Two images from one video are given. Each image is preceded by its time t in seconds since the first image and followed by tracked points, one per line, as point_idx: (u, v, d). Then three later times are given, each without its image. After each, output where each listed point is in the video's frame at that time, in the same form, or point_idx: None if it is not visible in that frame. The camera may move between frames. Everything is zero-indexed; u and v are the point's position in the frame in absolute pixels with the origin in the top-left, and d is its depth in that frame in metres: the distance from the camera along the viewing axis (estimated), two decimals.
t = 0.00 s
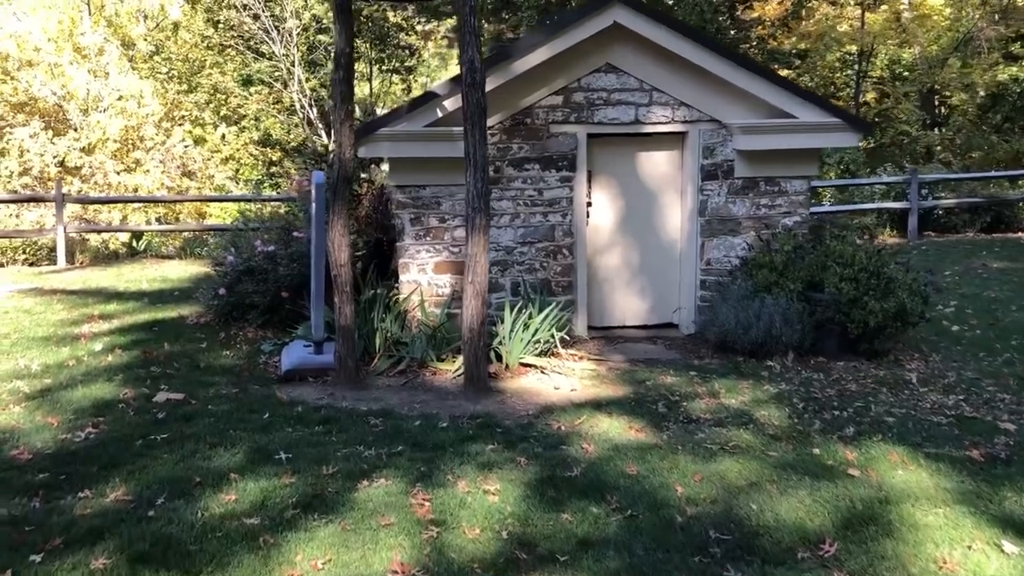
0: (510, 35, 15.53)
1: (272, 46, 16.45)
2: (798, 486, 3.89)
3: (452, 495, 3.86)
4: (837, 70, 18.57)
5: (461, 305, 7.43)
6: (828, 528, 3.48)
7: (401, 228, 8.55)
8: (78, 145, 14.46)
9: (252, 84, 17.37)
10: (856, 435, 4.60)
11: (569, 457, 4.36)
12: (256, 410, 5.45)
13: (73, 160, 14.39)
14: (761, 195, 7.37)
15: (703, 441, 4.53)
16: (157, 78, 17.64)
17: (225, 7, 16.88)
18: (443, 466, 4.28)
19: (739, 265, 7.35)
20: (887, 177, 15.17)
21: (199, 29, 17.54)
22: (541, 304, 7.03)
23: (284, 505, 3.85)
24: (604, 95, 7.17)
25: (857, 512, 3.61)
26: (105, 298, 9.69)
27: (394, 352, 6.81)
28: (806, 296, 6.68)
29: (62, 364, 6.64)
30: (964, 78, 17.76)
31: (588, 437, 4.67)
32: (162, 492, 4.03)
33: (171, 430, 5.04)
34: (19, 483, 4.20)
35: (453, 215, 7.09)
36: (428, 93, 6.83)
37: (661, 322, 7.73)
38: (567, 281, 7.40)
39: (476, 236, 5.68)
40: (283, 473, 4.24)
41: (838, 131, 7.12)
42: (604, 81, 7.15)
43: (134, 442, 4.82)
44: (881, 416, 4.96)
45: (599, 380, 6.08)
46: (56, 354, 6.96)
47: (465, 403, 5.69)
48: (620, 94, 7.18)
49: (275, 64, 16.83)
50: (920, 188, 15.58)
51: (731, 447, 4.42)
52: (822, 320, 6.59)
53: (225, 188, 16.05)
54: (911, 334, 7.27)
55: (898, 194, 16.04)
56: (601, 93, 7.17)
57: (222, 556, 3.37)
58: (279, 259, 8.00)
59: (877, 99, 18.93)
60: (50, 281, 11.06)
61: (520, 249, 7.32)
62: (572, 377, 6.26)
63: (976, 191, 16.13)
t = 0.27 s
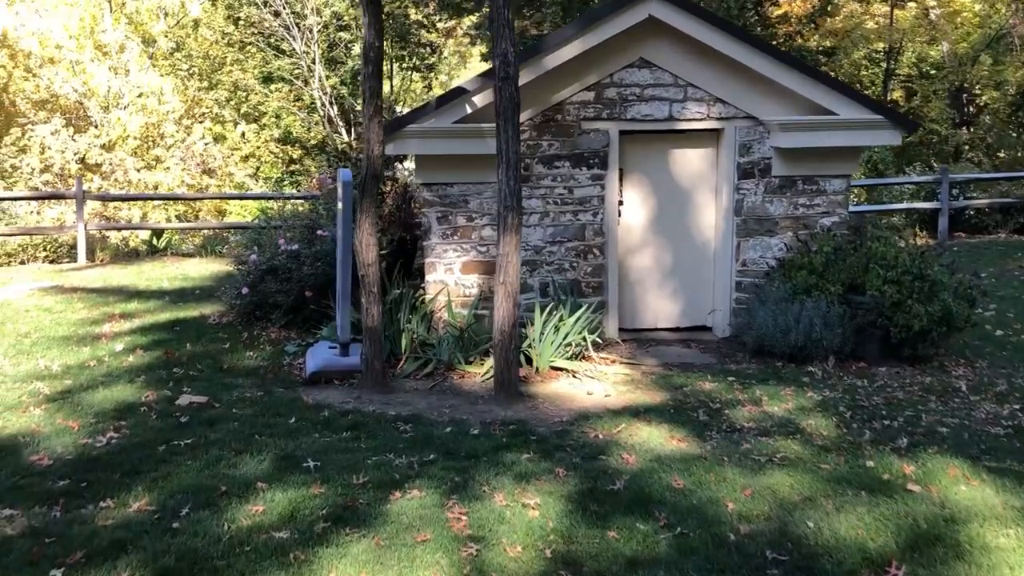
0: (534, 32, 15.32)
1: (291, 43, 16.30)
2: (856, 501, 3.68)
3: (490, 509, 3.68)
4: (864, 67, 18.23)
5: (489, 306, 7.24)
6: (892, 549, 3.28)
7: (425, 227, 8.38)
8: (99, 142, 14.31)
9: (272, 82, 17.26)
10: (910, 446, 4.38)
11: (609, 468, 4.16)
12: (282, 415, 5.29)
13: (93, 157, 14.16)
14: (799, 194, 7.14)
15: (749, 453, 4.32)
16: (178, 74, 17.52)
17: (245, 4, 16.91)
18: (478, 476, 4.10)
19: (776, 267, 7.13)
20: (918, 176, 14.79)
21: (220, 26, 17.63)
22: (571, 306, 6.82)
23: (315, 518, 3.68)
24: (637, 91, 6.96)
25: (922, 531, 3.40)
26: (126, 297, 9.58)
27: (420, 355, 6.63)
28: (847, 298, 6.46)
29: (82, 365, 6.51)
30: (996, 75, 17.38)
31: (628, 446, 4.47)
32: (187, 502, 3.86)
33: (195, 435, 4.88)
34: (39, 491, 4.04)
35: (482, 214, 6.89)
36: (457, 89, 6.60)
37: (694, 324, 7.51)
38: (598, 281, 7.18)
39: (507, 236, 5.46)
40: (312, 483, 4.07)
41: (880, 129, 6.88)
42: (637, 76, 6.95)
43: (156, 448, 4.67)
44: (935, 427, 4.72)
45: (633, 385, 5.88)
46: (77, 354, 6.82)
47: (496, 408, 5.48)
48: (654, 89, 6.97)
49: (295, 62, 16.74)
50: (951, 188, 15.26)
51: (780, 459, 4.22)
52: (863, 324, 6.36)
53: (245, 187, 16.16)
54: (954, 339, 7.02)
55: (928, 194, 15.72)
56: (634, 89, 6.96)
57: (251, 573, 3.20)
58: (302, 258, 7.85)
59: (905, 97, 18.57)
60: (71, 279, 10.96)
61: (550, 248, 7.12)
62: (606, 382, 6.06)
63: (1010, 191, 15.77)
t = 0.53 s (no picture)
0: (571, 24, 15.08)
1: (324, 36, 16.64)
2: (944, 529, 3.42)
3: (548, 531, 3.46)
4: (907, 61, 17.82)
5: (531, 308, 7.02)
6: None
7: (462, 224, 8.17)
8: (132, 135, 14.14)
9: (304, 76, 17.41)
10: (992, 466, 4.10)
11: (671, 486, 3.93)
12: (323, 421, 5.10)
13: (126, 150, 14.11)
14: (856, 193, 6.86)
15: (819, 471, 4.07)
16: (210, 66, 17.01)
17: None
18: (532, 492, 3.88)
19: (831, 269, 6.85)
20: (965, 171, 14.18)
21: (252, 19, 17.63)
22: (618, 308, 6.58)
23: (362, 537, 3.47)
24: (688, 85, 6.72)
25: (1019, 565, 3.14)
26: (160, 292, 9.48)
27: (461, 357, 6.43)
28: (908, 304, 6.18)
29: (117, 364, 6.37)
30: None
31: (688, 462, 4.24)
32: (227, 517, 3.68)
33: (233, 442, 4.71)
34: (74, 502, 3.88)
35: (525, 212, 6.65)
36: (502, 82, 6.39)
37: (743, 328, 7.24)
38: (644, 283, 6.94)
39: (556, 237, 5.22)
40: (357, 497, 3.87)
41: (944, 125, 6.55)
42: (688, 70, 6.70)
43: (194, 455, 4.50)
44: (1015, 444, 4.44)
45: (685, 394, 5.64)
46: (111, 353, 6.69)
47: (543, 417, 5.27)
48: (706, 83, 6.72)
49: (326, 55, 17.03)
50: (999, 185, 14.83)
51: (853, 478, 3.96)
52: (926, 331, 6.10)
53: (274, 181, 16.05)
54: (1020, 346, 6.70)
55: (975, 191, 15.29)
56: (685, 83, 6.71)
57: None
58: (340, 256, 7.72)
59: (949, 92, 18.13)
60: (104, 274, 10.88)
61: (595, 248, 6.88)
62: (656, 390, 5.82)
63: None
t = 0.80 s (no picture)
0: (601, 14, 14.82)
1: (350, 27, 16.39)
2: None
3: (606, 544, 3.29)
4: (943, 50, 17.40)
5: (570, 305, 6.84)
6: None
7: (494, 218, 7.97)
8: (158, 126, 14.09)
9: (330, 67, 17.16)
10: None
11: (730, 496, 3.75)
12: (361, 422, 4.95)
13: (153, 141, 14.02)
14: (907, 187, 6.62)
15: (886, 481, 3.87)
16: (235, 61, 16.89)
17: None
18: (584, 501, 3.71)
19: (882, 265, 6.62)
20: (1007, 161, 13.75)
21: (279, 11, 17.40)
22: (660, 305, 6.38)
23: (411, 549, 3.32)
24: (734, 75, 6.50)
25: None
26: (189, 286, 9.39)
27: (498, 355, 6.27)
28: (965, 302, 6.03)
29: (149, 361, 6.26)
30: None
31: (746, 470, 4.05)
32: (269, 525, 3.54)
33: (271, 443, 4.57)
34: (111, 507, 3.75)
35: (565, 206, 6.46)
36: (542, 73, 6.21)
37: (789, 326, 7.04)
38: (686, 279, 6.74)
39: (602, 233, 5.04)
40: (403, 505, 3.72)
41: (1001, 117, 6.31)
42: (734, 59, 6.48)
43: (231, 458, 4.36)
44: None
45: (734, 396, 5.45)
46: (143, 349, 6.59)
47: (588, 419, 5.09)
48: (753, 73, 6.50)
49: (353, 46, 16.70)
50: None
51: (924, 489, 3.76)
52: (983, 330, 5.92)
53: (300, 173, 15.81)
54: None
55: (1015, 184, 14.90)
56: (731, 73, 6.49)
57: None
58: (373, 251, 7.60)
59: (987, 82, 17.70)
60: (134, 267, 10.81)
61: (636, 243, 6.68)
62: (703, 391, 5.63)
63: None
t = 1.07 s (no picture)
0: None
1: (364, 16, 16.08)
2: None
3: (670, 553, 3.12)
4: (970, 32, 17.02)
5: (604, 297, 6.66)
6: None
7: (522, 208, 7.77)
8: (174, 118, 13.85)
9: (345, 56, 16.93)
10: None
11: (794, 499, 3.58)
12: (398, 420, 4.80)
13: (168, 134, 13.84)
14: (953, 173, 6.41)
15: (957, 482, 3.68)
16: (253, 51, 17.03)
17: None
18: (641, 505, 3.55)
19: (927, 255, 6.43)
20: None
21: None
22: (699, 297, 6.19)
23: (465, 558, 3.16)
24: (774, 59, 6.29)
25: None
26: (212, 280, 9.25)
27: (532, 349, 6.09)
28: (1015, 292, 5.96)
29: (176, 357, 6.12)
30: None
31: (806, 471, 3.88)
32: (314, 532, 3.39)
33: (308, 444, 4.42)
34: (148, 513, 3.61)
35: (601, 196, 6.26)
36: (576, 59, 6.05)
37: (828, 316, 6.85)
38: (724, 270, 6.55)
39: (646, 223, 4.86)
40: (451, 509, 3.56)
41: None
42: (774, 42, 6.27)
43: (268, 459, 4.21)
44: None
45: (782, 391, 5.27)
46: (170, 345, 6.45)
47: (632, 416, 4.92)
48: (793, 57, 6.29)
49: (368, 35, 16.43)
50: None
51: (998, 491, 3.57)
52: None
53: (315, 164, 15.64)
54: None
55: None
56: (770, 57, 6.29)
57: None
58: (400, 243, 7.43)
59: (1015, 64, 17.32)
60: (154, 261, 10.67)
61: (672, 233, 6.48)
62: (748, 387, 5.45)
63: None
